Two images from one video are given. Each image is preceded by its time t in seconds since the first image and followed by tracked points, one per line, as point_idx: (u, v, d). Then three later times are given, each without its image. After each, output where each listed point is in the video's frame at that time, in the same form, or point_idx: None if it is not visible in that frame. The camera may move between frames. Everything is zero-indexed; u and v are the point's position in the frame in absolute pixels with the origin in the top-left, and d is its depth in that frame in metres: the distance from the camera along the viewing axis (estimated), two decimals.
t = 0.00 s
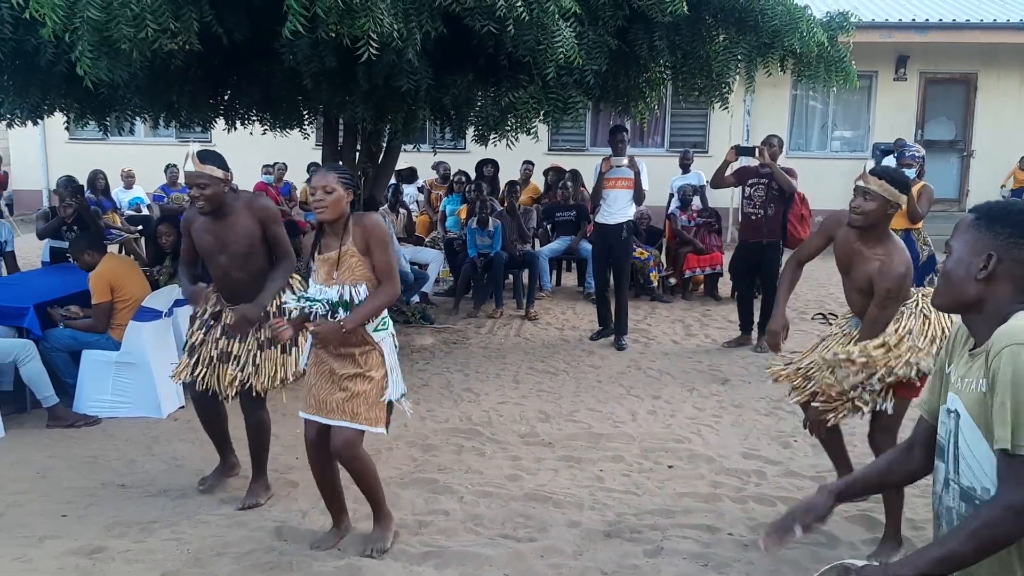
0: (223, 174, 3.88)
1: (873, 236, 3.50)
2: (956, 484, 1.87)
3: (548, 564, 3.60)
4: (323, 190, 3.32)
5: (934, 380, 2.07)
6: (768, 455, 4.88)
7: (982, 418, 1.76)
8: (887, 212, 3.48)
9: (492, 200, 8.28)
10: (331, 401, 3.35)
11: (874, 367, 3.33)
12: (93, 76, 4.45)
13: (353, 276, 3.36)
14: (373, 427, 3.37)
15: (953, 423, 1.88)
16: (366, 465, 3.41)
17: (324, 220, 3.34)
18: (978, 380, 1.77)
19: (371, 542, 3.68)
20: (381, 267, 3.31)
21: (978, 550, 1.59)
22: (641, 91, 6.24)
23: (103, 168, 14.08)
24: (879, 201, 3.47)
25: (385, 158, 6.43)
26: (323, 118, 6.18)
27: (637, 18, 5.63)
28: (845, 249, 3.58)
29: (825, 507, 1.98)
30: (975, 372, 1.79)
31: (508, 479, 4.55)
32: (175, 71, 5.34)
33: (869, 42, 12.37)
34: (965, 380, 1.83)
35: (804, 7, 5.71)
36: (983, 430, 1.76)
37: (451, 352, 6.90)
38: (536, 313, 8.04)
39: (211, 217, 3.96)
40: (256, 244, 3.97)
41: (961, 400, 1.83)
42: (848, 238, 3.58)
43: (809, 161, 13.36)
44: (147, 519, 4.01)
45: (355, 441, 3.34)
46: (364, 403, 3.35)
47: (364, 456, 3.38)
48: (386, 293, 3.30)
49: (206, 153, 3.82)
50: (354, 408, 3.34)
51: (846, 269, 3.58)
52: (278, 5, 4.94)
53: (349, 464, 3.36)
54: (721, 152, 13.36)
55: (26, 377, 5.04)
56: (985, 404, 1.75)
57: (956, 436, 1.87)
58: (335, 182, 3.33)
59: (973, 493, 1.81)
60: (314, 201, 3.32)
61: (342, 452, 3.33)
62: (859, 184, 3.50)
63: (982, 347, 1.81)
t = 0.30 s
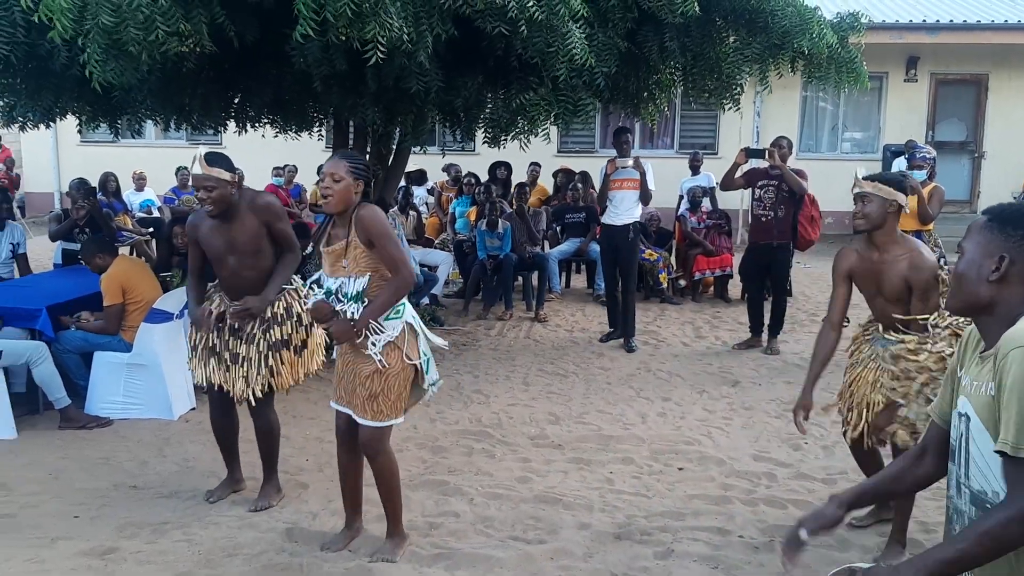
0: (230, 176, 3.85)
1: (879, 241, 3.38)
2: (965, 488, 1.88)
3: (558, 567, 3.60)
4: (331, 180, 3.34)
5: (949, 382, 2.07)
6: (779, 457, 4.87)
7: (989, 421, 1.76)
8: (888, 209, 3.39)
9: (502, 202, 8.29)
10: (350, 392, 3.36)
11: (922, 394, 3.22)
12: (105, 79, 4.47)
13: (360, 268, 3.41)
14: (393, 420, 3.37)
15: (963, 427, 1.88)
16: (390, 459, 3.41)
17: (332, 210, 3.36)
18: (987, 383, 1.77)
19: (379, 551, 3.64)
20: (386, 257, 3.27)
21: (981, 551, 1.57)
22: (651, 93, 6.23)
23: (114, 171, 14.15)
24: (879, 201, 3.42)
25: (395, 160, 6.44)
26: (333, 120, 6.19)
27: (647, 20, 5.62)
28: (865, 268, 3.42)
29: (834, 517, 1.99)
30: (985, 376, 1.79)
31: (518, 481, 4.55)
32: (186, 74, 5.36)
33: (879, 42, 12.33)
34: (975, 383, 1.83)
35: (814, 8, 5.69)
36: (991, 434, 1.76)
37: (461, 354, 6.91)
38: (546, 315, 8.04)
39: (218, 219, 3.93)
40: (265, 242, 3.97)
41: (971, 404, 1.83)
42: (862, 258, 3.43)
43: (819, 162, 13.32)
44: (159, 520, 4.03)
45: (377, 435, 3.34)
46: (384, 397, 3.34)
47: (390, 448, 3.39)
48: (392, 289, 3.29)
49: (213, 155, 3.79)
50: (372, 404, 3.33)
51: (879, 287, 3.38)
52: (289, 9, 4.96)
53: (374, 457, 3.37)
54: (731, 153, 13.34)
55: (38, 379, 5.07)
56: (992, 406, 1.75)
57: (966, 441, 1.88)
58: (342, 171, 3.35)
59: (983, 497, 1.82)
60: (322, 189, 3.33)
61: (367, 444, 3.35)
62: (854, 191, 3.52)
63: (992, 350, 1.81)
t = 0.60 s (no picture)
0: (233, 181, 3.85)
1: (883, 231, 3.46)
2: (977, 492, 1.88)
3: (568, 568, 3.60)
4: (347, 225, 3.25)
5: (961, 383, 2.06)
6: (790, 459, 4.85)
7: (1001, 423, 1.77)
8: (881, 200, 3.52)
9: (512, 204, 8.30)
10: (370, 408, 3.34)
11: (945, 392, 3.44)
12: (117, 82, 4.50)
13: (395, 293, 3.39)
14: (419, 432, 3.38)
15: (976, 429, 1.88)
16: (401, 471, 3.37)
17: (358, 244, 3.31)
18: (999, 386, 1.77)
19: (391, 551, 3.65)
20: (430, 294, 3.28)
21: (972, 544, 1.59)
22: (661, 94, 6.23)
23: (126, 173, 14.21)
24: (870, 195, 3.55)
25: (405, 163, 6.42)
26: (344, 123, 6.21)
27: (658, 21, 5.62)
28: (886, 263, 3.46)
29: (850, 528, 1.99)
30: (997, 378, 1.80)
31: (528, 483, 4.55)
32: (196, 77, 5.39)
33: (890, 43, 12.29)
34: (988, 385, 1.83)
35: (824, 10, 5.69)
36: (1003, 436, 1.76)
37: (471, 356, 6.91)
38: (556, 317, 8.04)
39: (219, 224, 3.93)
40: (267, 247, 3.96)
41: (984, 405, 1.84)
42: (876, 255, 3.47)
43: (829, 163, 13.28)
44: (170, 521, 4.04)
45: (394, 449, 3.34)
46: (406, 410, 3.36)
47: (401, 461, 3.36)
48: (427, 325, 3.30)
49: (215, 161, 3.80)
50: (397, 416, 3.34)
51: (910, 274, 3.45)
52: (299, 12, 4.98)
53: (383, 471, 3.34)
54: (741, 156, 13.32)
55: (50, 380, 5.10)
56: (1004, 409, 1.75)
57: (979, 443, 1.88)
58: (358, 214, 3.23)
59: (996, 499, 1.81)
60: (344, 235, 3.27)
61: (382, 459, 3.33)
62: (844, 190, 3.63)
63: (1004, 352, 1.81)
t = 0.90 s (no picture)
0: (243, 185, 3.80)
1: (917, 234, 3.46)
2: (991, 488, 1.88)
3: (580, 570, 3.60)
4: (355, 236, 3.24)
5: (974, 381, 2.05)
6: (802, 461, 4.84)
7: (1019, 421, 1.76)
8: (924, 202, 3.45)
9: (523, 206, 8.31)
10: (393, 400, 3.37)
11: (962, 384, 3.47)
12: (131, 84, 4.52)
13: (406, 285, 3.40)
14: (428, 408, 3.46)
15: (991, 427, 1.87)
16: (420, 460, 3.46)
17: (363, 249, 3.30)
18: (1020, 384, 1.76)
19: (404, 554, 3.64)
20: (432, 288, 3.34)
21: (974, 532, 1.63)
22: (672, 95, 6.22)
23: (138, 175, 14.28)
24: (913, 195, 3.47)
25: (416, 163, 6.54)
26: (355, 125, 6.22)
27: (669, 23, 5.61)
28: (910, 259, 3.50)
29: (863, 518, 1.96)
30: (1017, 377, 1.79)
31: (540, 484, 4.54)
32: (209, 79, 5.41)
33: (902, 44, 12.24)
34: (1007, 383, 1.82)
35: (837, 10, 5.67)
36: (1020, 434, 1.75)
37: (481, 357, 6.92)
38: (566, 318, 8.04)
39: (230, 226, 3.88)
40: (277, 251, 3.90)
41: (1001, 403, 1.82)
42: (905, 254, 3.50)
43: (840, 164, 13.25)
44: (182, 522, 4.05)
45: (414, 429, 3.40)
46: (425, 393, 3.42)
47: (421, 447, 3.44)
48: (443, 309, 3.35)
49: (225, 164, 3.73)
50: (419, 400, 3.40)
51: (931, 280, 3.45)
52: (312, 13, 4.99)
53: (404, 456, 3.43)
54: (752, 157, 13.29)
55: (64, 381, 5.13)
56: (1021, 405, 1.74)
57: (995, 441, 1.87)
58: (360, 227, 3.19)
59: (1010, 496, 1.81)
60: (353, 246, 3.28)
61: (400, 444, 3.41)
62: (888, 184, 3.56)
63: None
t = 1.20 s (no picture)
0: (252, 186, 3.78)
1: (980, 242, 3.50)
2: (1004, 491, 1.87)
3: (590, 571, 3.59)
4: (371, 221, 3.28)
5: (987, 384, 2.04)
6: (813, 463, 4.81)
7: None
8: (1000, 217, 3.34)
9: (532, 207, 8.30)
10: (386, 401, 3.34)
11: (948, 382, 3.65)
12: (143, 86, 4.53)
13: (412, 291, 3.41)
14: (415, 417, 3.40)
15: (1006, 430, 1.86)
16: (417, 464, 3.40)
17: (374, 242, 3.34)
18: None
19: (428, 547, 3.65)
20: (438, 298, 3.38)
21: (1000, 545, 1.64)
22: (682, 96, 6.21)
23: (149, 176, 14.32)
24: (990, 211, 3.34)
25: (425, 165, 6.52)
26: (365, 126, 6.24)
27: (678, 23, 5.60)
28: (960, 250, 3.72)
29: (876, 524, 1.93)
30: None
31: (549, 485, 4.54)
32: (220, 81, 5.42)
33: (914, 44, 12.19)
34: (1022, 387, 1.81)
35: (848, 11, 5.66)
36: None
37: (491, 358, 6.91)
38: (576, 320, 8.04)
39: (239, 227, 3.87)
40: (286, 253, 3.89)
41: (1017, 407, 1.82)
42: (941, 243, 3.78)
43: (850, 165, 13.20)
44: (193, 522, 4.06)
45: (401, 438, 3.33)
46: (417, 401, 3.39)
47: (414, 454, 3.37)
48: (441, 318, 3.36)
49: (235, 165, 3.72)
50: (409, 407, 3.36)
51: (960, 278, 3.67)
52: (322, 15, 5.01)
53: (398, 461, 3.35)
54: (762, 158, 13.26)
55: (75, 382, 5.15)
56: None
57: (1008, 443, 1.86)
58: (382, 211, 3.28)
59: None
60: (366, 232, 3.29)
61: (388, 449, 3.32)
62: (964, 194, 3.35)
63: None
